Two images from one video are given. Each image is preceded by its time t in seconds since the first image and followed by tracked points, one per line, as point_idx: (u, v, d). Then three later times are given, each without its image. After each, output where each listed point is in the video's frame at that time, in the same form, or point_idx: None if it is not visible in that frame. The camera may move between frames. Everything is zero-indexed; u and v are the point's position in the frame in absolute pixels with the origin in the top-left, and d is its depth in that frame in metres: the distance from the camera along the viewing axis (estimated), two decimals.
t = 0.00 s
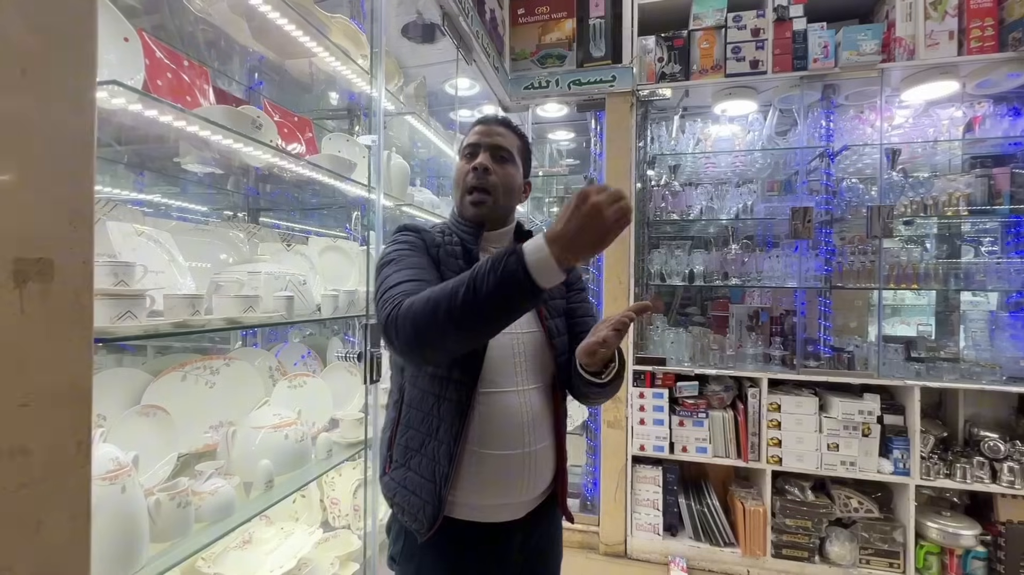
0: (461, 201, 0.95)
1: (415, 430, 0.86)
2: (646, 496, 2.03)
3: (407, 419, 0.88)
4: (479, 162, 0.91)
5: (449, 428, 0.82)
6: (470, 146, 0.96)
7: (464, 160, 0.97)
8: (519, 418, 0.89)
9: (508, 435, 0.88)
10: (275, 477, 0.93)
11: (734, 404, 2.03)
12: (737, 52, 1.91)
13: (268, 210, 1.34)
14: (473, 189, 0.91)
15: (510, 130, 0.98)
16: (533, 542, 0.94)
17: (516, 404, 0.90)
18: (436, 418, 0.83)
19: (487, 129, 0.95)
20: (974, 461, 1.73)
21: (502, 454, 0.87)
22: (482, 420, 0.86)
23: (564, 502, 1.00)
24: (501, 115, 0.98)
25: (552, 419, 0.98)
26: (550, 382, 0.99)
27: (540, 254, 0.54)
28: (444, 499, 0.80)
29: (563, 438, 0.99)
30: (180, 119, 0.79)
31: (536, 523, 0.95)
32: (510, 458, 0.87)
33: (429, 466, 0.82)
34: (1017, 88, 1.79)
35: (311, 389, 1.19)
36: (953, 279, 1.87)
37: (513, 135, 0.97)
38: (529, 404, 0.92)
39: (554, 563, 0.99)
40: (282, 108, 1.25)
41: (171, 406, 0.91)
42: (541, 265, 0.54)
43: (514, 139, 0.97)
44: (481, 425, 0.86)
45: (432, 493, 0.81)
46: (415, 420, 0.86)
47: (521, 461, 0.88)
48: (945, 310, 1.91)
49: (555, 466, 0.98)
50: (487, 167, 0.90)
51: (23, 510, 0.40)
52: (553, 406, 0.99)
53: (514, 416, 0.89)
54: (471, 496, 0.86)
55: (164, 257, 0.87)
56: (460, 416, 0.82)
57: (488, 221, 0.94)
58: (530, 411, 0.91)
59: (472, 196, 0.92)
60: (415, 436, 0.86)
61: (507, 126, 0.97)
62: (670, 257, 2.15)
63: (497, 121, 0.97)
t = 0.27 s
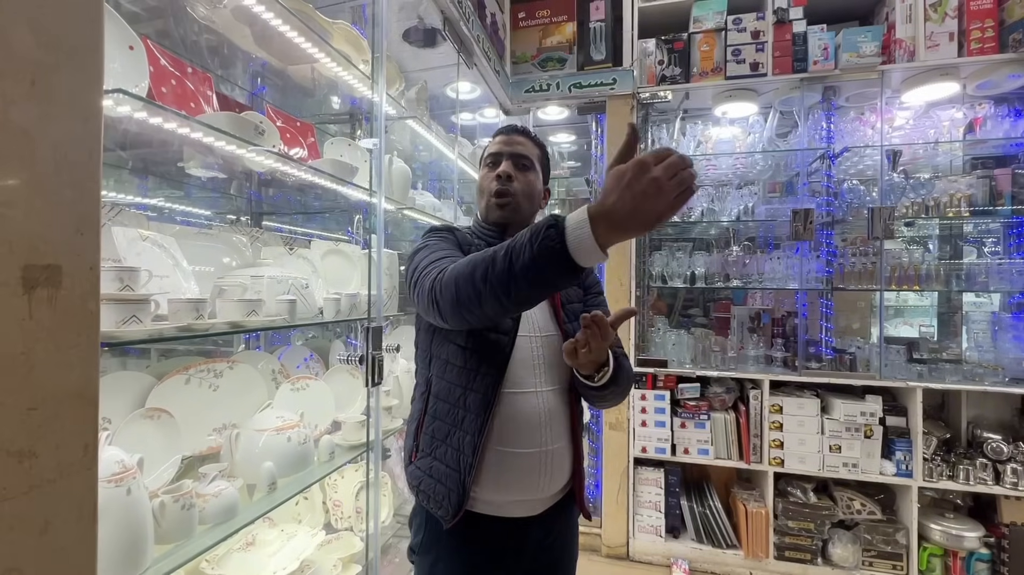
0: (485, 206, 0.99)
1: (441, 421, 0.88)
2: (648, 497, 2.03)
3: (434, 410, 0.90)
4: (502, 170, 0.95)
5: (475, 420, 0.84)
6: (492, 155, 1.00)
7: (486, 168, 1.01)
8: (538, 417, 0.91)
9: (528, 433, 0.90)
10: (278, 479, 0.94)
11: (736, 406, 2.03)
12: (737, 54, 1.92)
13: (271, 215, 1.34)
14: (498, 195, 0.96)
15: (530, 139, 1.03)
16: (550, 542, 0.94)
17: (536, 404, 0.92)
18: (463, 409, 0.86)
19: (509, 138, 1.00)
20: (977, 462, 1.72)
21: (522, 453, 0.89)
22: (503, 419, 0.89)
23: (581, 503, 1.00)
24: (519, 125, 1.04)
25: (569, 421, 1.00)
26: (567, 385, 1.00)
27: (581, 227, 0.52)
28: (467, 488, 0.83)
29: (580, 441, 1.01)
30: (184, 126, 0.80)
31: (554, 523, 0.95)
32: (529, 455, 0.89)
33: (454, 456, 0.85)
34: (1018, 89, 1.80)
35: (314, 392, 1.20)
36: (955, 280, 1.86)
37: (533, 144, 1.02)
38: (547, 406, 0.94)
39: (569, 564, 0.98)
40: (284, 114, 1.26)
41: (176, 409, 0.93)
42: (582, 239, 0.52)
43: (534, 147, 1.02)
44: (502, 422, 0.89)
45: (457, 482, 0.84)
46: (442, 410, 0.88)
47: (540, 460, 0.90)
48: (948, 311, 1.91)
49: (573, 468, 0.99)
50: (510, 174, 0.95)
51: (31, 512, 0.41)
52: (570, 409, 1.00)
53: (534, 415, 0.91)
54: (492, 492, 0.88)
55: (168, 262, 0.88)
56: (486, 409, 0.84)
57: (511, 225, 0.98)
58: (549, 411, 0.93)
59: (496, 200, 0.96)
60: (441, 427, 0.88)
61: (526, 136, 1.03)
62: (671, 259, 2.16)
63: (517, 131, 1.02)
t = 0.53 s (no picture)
0: (495, 207, 1.00)
1: (454, 420, 0.88)
2: (648, 498, 2.03)
3: (447, 410, 0.90)
4: (514, 172, 0.98)
5: (489, 419, 0.85)
6: (501, 158, 1.02)
7: (495, 170, 1.03)
8: (550, 417, 0.92)
9: (540, 432, 0.91)
10: (278, 480, 0.94)
11: (735, 406, 2.03)
12: (735, 55, 1.92)
13: (270, 217, 1.34)
14: (510, 196, 0.97)
15: (537, 144, 1.06)
16: (561, 540, 0.94)
17: (548, 404, 0.93)
18: (477, 409, 0.86)
19: (516, 142, 1.03)
20: (975, 462, 1.72)
21: (534, 450, 0.90)
22: (515, 417, 0.90)
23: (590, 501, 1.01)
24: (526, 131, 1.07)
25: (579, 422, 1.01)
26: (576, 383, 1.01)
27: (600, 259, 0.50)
28: (481, 487, 0.83)
29: (589, 441, 1.02)
30: (183, 127, 0.80)
31: (565, 523, 0.96)
32: (541, 454, 0.90)
33: (468, 455, 0.85)
34: (1015, 89, 1.80)
35: (313, 393, 1.20)
36: (952, 280, 1.87)
37: (539, 147, 1.05)
38: (557, 405, 0.95)
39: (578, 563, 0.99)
40: (283, 116, 1.26)
41: (175, 410, 0.93)
42: (595, 269, 0.50)
43: (541, 152, 1.06)
44: (515, 422, 0.89)
45: (471, 481, 0.84)
46: (455, 410, 0.89)
47: (552, 458, 0.91)
48: (946, 310, 1.91)
49: (582, 467, 1.00)
50: (522, 175, 0.98)
51: (30, 513, 0.41)
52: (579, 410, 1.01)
53: (545, 414, 0.92)
54: (504, 490, 0.88)
55: (168, 263, 0.88)
56: (499, 409, 0.85)
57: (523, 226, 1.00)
58: (560, 410, 0.95)
59: (508, 201, 0.97)
60: (454, 427, 0.88)
61: (533, 141, 1.06)
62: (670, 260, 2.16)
63: (523, 135, 1.05)
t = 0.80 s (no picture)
0: (506, 206, 1.00)
1: (455, 420, 0.89)
2: (648, 498, 2.03)
3: (448, 410, 0.90)
4: (528, 173, 0.99)
5: (488, 420, 0.85)
6: (512, 160, 1.03)
7: (507, 172, 1.03)
8: (549, 416, 0.92)
9: (539, 431, 0.91)
10: (278, 481, 0.94)
11: (734, 406, 2.03)
12: (733, 56, 1.93)
13: (270, 218, 1.34)
14: (523, 195, 0.98)
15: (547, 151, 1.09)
16: (561, 539, 0.94)
17: (548, 403, 0.93)
18: (476, 409, 0.87)
19: (527, 147, 1.05)
20: (974, 461, 1.73)
21: (534, 449, 0.90)
22: (514, 416, 0.90)
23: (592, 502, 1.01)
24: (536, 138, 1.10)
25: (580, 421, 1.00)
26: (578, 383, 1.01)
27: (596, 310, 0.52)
28: (479, 486, 0.84)
29: (591, 440, 1.01)
30: (183, 130, 0.81)
31: (565, 521, 0.95)
32: (541, 452, 0.90)
33: (467, 454, 0.86)
34: (1011, 90, 1.81)
35: (313, 394, 1.20)
36: (950, 280, 1.87)
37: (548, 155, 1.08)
38: (558, 404, 0.94)
39: (579, 563, 0.98)
40: (283, 118, 1.27)
41: (175, 411, 0.93)
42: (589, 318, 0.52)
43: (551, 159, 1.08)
44: (514, 421, 0.90)
45: (469, 480, 0.84)
46: (456, 411, 0.89)
47: (552, 457, 0.91)
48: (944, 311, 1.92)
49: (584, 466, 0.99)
50: (535, 177, 0.99)
51: (32, 515, 0.42)
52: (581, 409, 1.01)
53: (545, 413, 0.92)
54: (504, 488, 0.88)
55: (168, 265, 0.88)
56: (499, 409, 0.85)
57: (533, 227, 1.00)
58: (560, 409, 0.94)
59: (521, 200, 0.97)
60: (455, 427, 0.89)
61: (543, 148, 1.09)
62: (669, 260, 2.16)
63: (534, 142, 1.07)
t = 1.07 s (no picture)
0: (527, 211, 0.99)
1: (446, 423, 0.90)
2: (648, 498, 2.03)
3: (442, 414, 0.92)
4: (555, 184, 0.97)
5: (476, 424, 0.86)
6: (541, 163, 1.00)
7: (533, 174, 0.99)
8: (546, 415, 0.91)
9: (535, 430, 0.90)
10: (278, 482, 0.94)
11: (734, 406, 2.04)
12: (732, 56, 1.93)
13: (269, 219, 1.34)
14: (545, 206, 0.97)
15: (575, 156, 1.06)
16: (557, 538, 0.94)
17: (545, 402, 0.92)
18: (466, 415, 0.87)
19: (557, 152, 1.01)
20: (973, 460, 1.73)
21: (526, 449, 0.89)
22: (507, 415, 0.89)
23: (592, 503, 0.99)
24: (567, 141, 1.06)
25: (581, 421, 0.98)
26: (582, 384, 0.99)
27: (534, 368, 0.74)
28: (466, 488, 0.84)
29: (593, 441, 0.98)
30: (182, 131, 0.81)
31: (561, 520, 0.95)
32: (536, 451, 0.89)
33: (456, 458, 0.87)
34: (1010, 89, 1.82)
35: (313, 395, 1.20)
36: (950, 279, 1.87)
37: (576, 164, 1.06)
38: (554, 405, 0.93)
39: (576, 562, 0.98)
40: (282, 118, 1.27)
41: (175, 412, 0.93)
42: (529, 375, 0.74)
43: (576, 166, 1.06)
44: (510, 419, 0.89)
45: (455, 484, 0.85)
46: (449, 415, 0.91)
47: (545, 458, 0.90)
48: (944, 312, 1.93)
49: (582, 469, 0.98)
50: (561, 191, 0.98)
51: (31, 516, 0.42)
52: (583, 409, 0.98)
53: (542, 413, 0.91)
54: (495, 486, 0.89)
55: (167, 266, 0.88)
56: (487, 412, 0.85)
57: (546, 236, 1.01)
58: (558, 409, 0.93)
59: (541, 211, 0.97)
60: (446, 430, 0.90)
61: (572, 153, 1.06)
62: (668, 260, 2.16)
63: (566, 149, 1.04)
